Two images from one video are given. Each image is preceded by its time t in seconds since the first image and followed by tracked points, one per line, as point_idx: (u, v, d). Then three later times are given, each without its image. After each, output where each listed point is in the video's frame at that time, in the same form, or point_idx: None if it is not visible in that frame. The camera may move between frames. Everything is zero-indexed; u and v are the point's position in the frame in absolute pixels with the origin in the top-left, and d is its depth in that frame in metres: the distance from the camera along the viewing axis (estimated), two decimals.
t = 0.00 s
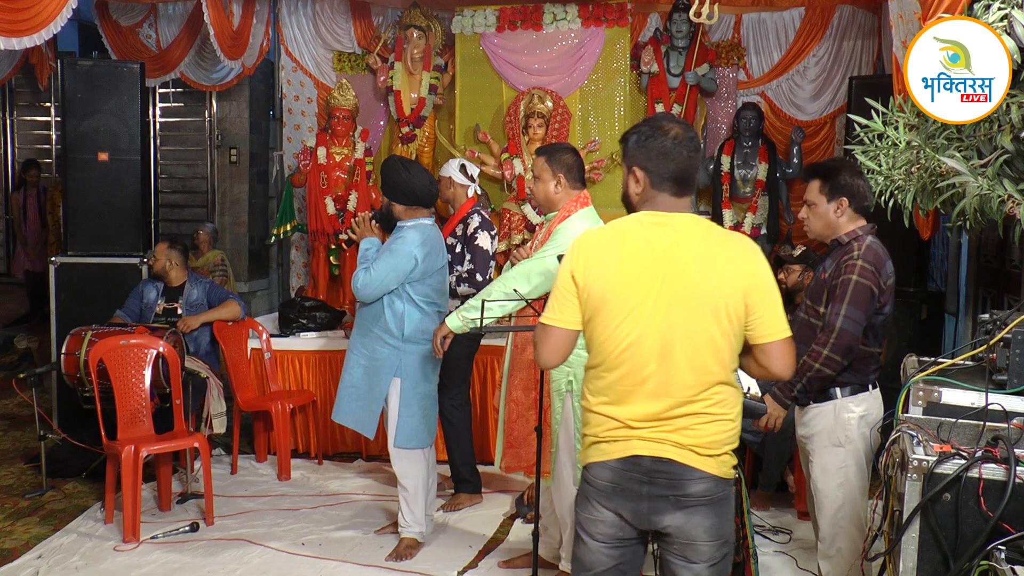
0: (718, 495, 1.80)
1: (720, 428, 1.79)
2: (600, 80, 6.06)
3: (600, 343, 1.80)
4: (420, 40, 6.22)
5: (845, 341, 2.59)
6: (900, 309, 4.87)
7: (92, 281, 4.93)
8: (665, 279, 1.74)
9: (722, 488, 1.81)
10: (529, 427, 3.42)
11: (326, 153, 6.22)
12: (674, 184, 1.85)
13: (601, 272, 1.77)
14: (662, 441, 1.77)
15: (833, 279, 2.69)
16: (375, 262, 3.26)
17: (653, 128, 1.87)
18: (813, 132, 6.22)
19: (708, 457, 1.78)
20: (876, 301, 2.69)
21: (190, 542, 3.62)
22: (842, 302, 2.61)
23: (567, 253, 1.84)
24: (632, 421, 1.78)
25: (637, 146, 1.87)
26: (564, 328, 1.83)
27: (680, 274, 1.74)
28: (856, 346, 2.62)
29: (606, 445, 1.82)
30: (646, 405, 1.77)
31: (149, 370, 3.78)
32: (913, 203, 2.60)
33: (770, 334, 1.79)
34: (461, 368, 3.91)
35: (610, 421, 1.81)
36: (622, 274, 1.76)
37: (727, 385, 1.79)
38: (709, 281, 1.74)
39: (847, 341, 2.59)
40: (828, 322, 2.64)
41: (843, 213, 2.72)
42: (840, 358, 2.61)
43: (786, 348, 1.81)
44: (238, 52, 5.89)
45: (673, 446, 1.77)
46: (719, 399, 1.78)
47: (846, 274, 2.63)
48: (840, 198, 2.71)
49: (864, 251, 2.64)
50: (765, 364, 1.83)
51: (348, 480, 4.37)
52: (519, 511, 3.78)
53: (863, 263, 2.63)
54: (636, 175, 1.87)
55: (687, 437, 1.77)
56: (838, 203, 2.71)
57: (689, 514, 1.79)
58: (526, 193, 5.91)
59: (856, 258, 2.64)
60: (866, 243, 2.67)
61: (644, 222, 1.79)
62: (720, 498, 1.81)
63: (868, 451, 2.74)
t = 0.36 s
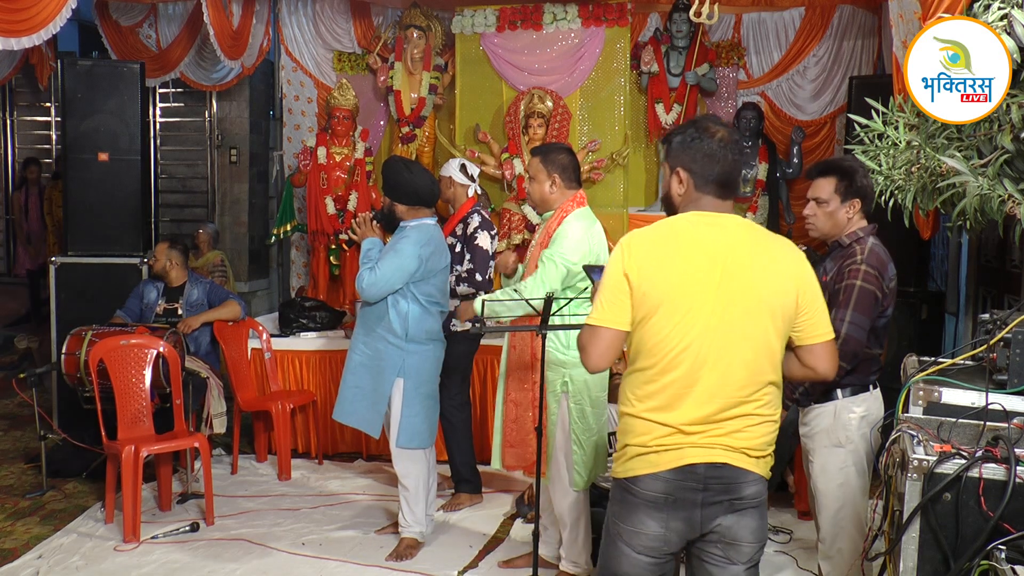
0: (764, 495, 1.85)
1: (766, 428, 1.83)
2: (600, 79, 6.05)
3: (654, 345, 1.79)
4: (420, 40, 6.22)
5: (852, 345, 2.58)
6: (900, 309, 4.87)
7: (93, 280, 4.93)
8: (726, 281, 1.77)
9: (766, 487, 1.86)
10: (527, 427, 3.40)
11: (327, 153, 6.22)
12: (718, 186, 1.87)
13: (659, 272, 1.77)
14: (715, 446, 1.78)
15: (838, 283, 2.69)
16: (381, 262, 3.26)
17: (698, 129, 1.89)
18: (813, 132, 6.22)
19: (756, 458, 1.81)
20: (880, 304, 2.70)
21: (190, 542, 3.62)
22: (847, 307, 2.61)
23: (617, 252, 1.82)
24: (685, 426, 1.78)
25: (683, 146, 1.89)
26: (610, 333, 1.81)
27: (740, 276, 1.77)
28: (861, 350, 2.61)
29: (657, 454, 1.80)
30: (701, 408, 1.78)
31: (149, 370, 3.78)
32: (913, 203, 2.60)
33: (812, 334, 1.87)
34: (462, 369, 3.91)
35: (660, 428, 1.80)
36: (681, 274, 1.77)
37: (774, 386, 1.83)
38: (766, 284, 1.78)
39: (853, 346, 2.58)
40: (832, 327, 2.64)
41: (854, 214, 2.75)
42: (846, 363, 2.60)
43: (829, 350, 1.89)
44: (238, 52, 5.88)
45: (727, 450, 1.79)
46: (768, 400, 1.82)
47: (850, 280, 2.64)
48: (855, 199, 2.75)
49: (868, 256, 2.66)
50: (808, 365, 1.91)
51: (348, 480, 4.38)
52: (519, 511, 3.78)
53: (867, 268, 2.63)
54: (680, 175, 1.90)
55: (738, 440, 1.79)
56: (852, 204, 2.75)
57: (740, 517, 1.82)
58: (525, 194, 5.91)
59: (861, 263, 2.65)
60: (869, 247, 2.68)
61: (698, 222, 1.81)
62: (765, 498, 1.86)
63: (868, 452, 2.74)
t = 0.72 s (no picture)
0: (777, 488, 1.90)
1: (778, 426, 1.87)
2: (600, 79, 6.05)
3: (681, 347, 1.79)
4: (420, 40, 6.22)
5: (853, 347, 2.59)
6: (900, 309, 4.88)
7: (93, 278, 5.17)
8: (754, 281, 1.80)
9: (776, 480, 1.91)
10: (521, 428, 3.38)
11: (327, 152, 6.22)
12: (734, 189, 1.88)
13: (689, 272, 1.78)
14: (740, 446, 1.80)
15: (839, 284, 2.69)
16: (385, 260, 3.26)
17: (715, 130, 1.90)
18: (814, 132, 6.22)
19: (771, 453, 1.86)
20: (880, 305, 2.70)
21: (190, 541, 3.62)
22: (849, 310, 2.62)
23: (643, 252, 1.81)
24: (713, 429, 1.78)
25: (697, 146, 1.90)
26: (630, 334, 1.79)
27: (766, 276, 1.81)
28: (863, 352, 2.62)
29: (685, 458, 1.79)
30: (728, 410, 1.79)
31: (149, 370, 3.78)
32: (913, 203, 2.59)
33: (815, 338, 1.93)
34: (462, 368, 3.92)
35: (687, 432, 1.79)
36: (711, 275, 1.78)
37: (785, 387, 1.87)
38: (788, 284, 1.83)
39: (855, 348, 2.59)
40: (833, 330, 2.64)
41: (860, 216, 2.76)
42: (848, 363, 2.60)
43: (832, 352, 1.96)
44: (238, 52, 5.88)
45: (750, 449, 1.81)
46: (781, 400, 1.86)
47: (851, 282, 2.64)
48: (860, 199, 2.75)
49: (868, 257, 2.66)
50: (810, 369, 1.97)
51: (348, 480, 4.38)
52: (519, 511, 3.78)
53: (868, 270, 2.63)
54: (695, 176, 1.91)
55: (759, 438, 1.82)
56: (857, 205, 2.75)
57: (760, 513, 1.86)
58: (525, 193, 5.91)
59: (861, 264, 2.65)
60: (869, 248, 2.68)
61: (721, 222, 1.83)
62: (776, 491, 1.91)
63: (868, 451, 2.74)
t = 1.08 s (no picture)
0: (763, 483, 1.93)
1: (766, 423, 1.90)
2: (600, 79, 6.05)
3: (671, 348, 1.79)
4: (420, 40, 6.21)
5: (853, 347, 2.58)
6: (900, 309, 4.88)
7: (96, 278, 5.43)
8: (742, 280, 1.80)
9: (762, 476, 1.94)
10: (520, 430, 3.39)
11: (326, 152, 6.23)
12: (719, 185, 1.89)
13: (678, 274, 1.78)
14: (730, 444, 1.82)
15: (839, 284, 2.68)
16: (386, 261, 3.25)
17: (694, 129, 1.90)
18: (813, 132, 6.22)
19: (759, 450, 1.88)
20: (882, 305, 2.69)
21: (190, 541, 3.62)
22: (850, 310, 2.60)
23: (630, 254, 1.81)
24: (704, 427, 1.80)
25: (679, 145, 1.90)
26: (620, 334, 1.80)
27: (754, 275, 1.82)
28: (863, 353, 2.61)
29: (677, 457, 1.80)
30: (718, 409, 1.80)
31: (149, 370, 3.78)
32: (913, 203, 2.59)
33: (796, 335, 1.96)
34: (461, 368, 3.92)
35: (679, 431, 1.80)
36: (700, 275, 1.78)
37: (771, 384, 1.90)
38: (775, 282, 1.84)
39: (855, 348, 2.59)
40: (836, 330, 2.63)
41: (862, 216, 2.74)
42: (847, 362, 2.60)
43: (812, 346, 2.00)
44: (237, 52, 5.89)
45: (740, 446, 1.83)
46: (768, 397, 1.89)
47: (852, 282, 2.63)
48: (863, 200, 2.73)
49: (870, 258, 2.64)
50: (790, 363, 2.00)
51: (348, 480, 4.38)
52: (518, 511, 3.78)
53: (870, 270, 2.62)
54: (680, 175, 1.90)
55: (748, 435, 1.84)
56: (860, 205, 2.73)
57: (748, 508, 1.89)
58: (526, 193, 5.91)
59: (864, 265, 2.63)
60: (871, 248, 2.66)
61: (707, 221, 1.83)
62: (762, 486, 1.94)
63: (868, 451, 2.74)
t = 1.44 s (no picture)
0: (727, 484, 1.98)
1: (730, 423, 1.95)
2: (600, 80, 6.05)
3: (636, 345, 1.85)
4: (419, 40, 6.21)
5: (851, 347, 2.58)
6: (900, 309, 4.87)
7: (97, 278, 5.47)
8: (707, 280, 1.84)
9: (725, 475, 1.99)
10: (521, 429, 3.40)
11: (326, 152, 6.23)
12: (689, 185, 1.91)
13: (642, 274, 1.83)
14: (694, 441, 1.87)
15: (839, 283, 2.67)
16: (386, 261, 3.25)
17: (663, 130, 1.93)
18: (813, 132, 6.22)
19: (723, 449, 1.94)
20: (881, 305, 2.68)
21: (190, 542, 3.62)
22: (849, 309, 2.60)
23: (596, 255, 1.86)
24: (667, 423, 1.85)
25: (650, 146, 1.93)
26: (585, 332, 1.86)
27: (721, 274, 1.85)
28: (862, 352, 2.61)
29: (642, 451, 1.86)
30: (681, 406, 1.85)
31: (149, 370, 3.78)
32: (913, 203, 2.60)
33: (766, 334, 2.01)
34: (460, 368, 3.92)
35: (644, 426, 1.86)
36: (665, 276, 1.83)
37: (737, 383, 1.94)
38: (742, 282, 1.88)
39: (854, 347, 2.59)
40: (834, 329, 2.63)
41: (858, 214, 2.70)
42: (846, 361, 2.60)
43: (782, 346, 2.05)
44: (237, 52, 5.89)
45: (705, 445, 1.88)
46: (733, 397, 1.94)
47: (852, 281, 2.62)
48: (862, 199, 2.68)
49: (870, 257, 2.63)
50: (761, 360, 2.05)
51: (348, 481, 4.38)
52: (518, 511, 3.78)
53: (870, 269, 2.61)
54: (650, 175, 1.93)
55: (712, 434, 1.89)
56: (859, 205, 2.69)
57: (715, 507, 1.93)
58: (526, 193, 5.91)
59: (863, 265, 2.62)
60: (871, 247, 2.65)
61: (675, 223, 1.87)
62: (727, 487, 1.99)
63: (867, 451, 2.74)
